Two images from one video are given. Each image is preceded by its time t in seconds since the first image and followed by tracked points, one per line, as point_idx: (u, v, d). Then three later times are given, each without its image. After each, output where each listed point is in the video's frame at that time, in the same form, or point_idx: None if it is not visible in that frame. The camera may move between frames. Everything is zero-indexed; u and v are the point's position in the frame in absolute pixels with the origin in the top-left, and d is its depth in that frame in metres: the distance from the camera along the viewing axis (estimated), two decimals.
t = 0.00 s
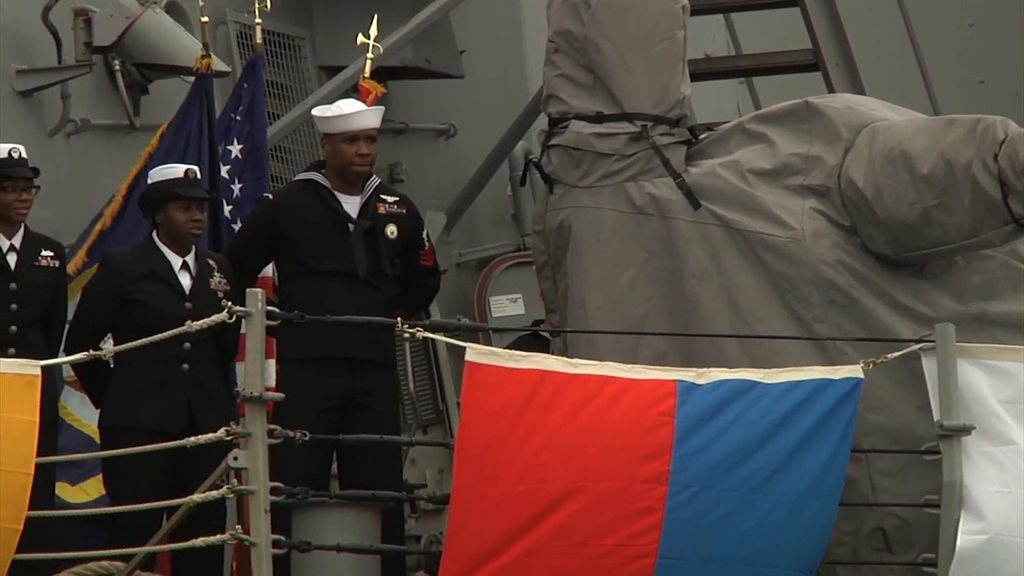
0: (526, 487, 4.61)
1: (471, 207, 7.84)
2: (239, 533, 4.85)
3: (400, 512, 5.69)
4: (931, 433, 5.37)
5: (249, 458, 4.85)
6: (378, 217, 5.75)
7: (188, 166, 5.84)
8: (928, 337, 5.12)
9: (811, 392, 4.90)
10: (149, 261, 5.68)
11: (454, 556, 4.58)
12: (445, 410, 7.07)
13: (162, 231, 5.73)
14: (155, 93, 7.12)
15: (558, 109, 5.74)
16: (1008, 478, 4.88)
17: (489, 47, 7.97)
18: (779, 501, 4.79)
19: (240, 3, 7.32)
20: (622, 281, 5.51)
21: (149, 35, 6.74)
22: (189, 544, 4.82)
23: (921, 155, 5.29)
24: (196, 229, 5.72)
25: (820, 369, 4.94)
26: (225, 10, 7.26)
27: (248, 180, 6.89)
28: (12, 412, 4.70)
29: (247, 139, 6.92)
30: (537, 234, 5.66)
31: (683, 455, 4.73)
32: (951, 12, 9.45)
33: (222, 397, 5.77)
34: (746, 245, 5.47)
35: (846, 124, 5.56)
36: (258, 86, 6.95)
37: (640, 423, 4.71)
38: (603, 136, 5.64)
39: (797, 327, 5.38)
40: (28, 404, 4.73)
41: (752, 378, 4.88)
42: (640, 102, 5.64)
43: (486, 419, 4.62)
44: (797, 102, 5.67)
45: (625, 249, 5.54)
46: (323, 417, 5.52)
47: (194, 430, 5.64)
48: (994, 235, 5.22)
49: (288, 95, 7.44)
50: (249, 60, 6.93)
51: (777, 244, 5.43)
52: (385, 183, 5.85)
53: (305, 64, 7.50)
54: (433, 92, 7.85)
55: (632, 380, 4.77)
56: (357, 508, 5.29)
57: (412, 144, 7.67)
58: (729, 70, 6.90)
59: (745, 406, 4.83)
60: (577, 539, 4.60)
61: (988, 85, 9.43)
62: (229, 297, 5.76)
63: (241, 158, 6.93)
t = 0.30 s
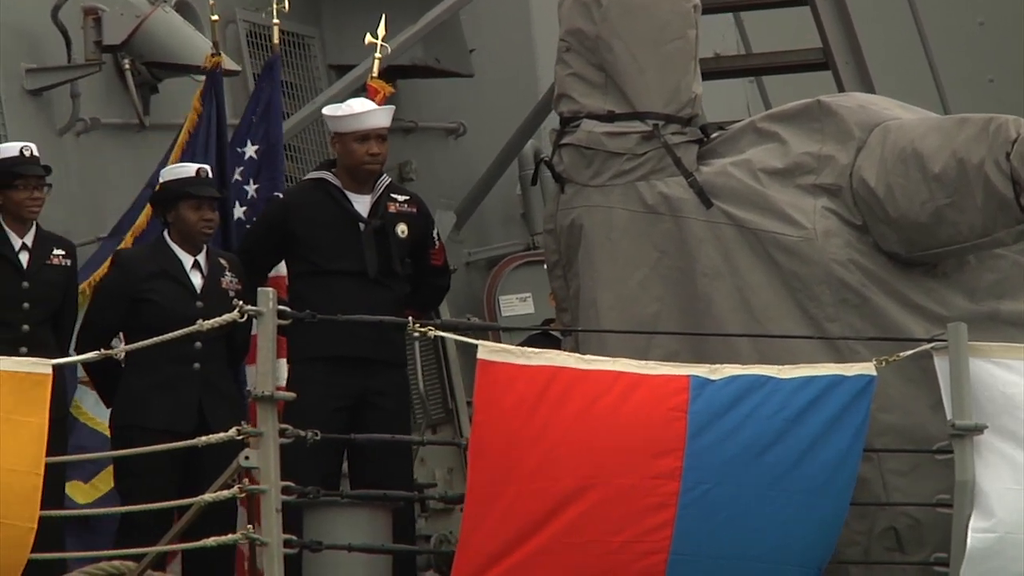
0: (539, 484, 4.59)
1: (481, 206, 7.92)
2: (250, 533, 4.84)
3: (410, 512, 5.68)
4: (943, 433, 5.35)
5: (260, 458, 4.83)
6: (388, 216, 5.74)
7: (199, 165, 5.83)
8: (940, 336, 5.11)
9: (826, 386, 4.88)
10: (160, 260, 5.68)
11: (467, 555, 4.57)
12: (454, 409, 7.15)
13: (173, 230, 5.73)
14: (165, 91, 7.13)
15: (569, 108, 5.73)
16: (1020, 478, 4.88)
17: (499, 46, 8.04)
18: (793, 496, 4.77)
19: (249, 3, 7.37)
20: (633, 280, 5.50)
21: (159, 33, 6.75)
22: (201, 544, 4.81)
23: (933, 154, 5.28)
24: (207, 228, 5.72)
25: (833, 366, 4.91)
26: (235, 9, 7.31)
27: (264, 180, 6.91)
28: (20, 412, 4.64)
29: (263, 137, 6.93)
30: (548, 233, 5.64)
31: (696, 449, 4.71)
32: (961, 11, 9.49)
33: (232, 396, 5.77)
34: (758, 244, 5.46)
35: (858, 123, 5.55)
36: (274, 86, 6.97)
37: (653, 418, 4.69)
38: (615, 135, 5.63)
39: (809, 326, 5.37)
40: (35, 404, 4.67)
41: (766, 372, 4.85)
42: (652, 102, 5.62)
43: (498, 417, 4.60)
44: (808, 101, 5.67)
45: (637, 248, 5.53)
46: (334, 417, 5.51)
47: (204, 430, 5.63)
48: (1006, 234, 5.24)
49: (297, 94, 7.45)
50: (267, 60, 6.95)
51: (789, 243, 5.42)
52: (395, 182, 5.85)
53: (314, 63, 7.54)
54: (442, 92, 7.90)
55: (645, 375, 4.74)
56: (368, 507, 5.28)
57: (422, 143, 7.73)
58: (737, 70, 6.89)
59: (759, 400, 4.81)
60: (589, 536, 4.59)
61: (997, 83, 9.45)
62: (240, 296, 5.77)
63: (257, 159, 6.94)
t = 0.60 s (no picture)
0: (549, 485, 4.57)
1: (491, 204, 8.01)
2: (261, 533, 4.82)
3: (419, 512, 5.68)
4: (954, 433, 5.34)
5: (271, 458, 4.81)
6: (398, 216, 5.73)
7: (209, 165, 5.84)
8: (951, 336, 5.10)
9: (837, 387, 4.85)
10: (170, 259, 5.68)
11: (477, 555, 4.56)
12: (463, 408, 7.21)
13: (182, 229, 5.73)
14: (174, 91, 7.13)
15: (579, 107, 5.72)
16: None
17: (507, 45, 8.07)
18: (803, 497, 4.76)
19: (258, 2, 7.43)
20: (644, 280, 5.50)
21: (168, 33, 6.73)
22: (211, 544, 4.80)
23: (944, 154, 5.27)
24: (216, 228, 5.72)
25: (844, 366, 4.90)
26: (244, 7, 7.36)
27: (283, 178, 6.93)
28: (37, 407, 4.63)
29: (288, 133, 6.96)
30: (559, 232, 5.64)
31: (706, 451, 4.68)
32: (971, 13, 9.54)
33: (243, 395, 5.76)
34: (769, 244, 5.46)
35: (869, 122, 5.53)
36: (295, 87, 7.01)
37: (663, 420, 4.66)
38: (625, 134, 5.61)
39: (820, 326, 5.36)
40: (50, 398, 4.66)
41: (777, 374, 4.82)
42: (663, 100, 5.61)
43: (508, 418, 4.59)
44: (819, 100, 5.65)
45: (648, 248, 5.52)
46: (344, 417, 5.51)
47: (214, 430, 5.62)
48: (1017, 234, 5.22)
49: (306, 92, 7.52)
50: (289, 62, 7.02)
51: (800, 243, 5.41)
52: (405, 182, 5.84)
53: (323, 62, 7.61)
54: (452, 91, 8.00)
55: (656, 378, 4.71)
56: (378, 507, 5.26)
57: (430, 143, 7.83)
58: (746, 69, 6.88)
59: (770, 402, 4.78)
60: (598, 537, 4.58)
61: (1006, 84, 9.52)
62: (251, 295, 5.76)
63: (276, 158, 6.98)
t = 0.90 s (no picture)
0: (560, 486, 4.54)
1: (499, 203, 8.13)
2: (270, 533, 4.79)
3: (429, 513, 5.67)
4: (965, 433, 5.32)
5: (280, 457, 4.78)
6: (407, 215, 5.72)
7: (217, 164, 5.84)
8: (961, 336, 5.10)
9: (846, 390, 4.87)
10: (178, 258, 5.67)
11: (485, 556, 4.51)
12: (471, 408, 7.30)
13: (190, 228, 5.73)
14: (182, 90, 7.14)
15: (589, 107, 5.71)
16: None
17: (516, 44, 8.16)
18: (813, 499, 4.75)
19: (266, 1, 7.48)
20: (654, 279, 5.48)
21: (177, 32, 6.74)
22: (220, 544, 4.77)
23: (955, 153, 5.27)
24: (223, 226, 5.71)
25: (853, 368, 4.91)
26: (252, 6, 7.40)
27: (297, 177, 6.92)
28: (47, 404, 4.60)
29: (302, 131, 7.01)
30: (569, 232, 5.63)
31: (716, 453, 4.67)
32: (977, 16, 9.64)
33: (252, 396, 5.76)
34: (780, 244, 5.45)
35: (880, 121, 5.53)
36: (311, 87, 7.08)
37: (673, 422, 4.66)
38: (636, 133, 5.61)
39: (831, 326, 5.35)
40: (60, 396, 4.62)
41: (785, 378, 4.83)
42: (673, 100, 5.60)
43: (518, 419, 4.55)
44: (830, 99, 5.64)
45: (657, 247, 5.51)
46: (353, 416, 5.51)
47: (223, 430, 5.62)
48: None
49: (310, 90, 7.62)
50: (304, 62, 7.12)
51: (811, 243, 5.40)
52: (415, 181, 5.83)
53: (332, 61, 7.69)
54: (458, 90, 8.10)
55: (664, 381, 4.71)
56: (388, 508, 5.21)
57: (439, 142, 7.94)
58: (756, 68, 6.86)
59: (779, 405, 4.78)
60: (608, 539, 4.56)
61: (1015, 82, 9.61)
62: (259, 294, 5.75)
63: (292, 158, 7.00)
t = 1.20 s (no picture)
0: (568, 488, 4.53)
1: (508, 202, 8.15)
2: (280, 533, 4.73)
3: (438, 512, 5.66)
4: (977, 433, 5.28)
5: (290, 456, 4.72)
6: (417, 215, 5.69)
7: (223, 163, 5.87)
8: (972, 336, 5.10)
9: (854, 399, 4.87)
10: (183, 257, 5.71)
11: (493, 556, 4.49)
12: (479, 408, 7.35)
13: (196, 227, 5.76)
14: (190, 89, 7.13)
15: (600, 106, 5.70)
16: None
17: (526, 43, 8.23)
18: (820, 508, 4.76)
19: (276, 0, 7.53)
20: (665, 279, 5.49)
21: (187, 31, 6.72)
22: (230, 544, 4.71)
23: (967, 152, 5.25)
24: (229, 225, 5.75)
25: (861, 376, 4.90)
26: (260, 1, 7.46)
27: (313, 176, 6.94)
28: (53, 407, 4.59)
29: (323, 130, 7.02)
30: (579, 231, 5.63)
31: (722, 463, 4.68)
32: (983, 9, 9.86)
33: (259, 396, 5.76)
34: (791, 244, 5.43)
35: (891, 120, 5.51)
36: (330, 86, 7.07)
37: (681, 431, 4.65)
38: (646, 133, 5.59)
39: (842, 326, 5.35)
40: (67, 399, 4.61)
41: (792, 388, 4.82)
42: (683, 99, 5.59)
43: (526, 422, 4.52)
44: (841, 98, 5.62)
45: (667, 247, 5.51)
46: (363, 416, 5.49)
47: (230, 430, 5.61)
48: None
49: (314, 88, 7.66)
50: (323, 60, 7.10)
51: (822, 242, 5.38)
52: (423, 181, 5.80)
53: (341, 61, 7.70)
54: (467, 89, 8.10)
55: (673, 388, 4.67)
56: (398, 508, 5.19)
57: (448, 141, 7.97)
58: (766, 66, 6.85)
59: (787, 416, 4.79)
60: (616, 544, 4.55)
61: None
62: (265, 292, 5.81)
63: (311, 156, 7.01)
